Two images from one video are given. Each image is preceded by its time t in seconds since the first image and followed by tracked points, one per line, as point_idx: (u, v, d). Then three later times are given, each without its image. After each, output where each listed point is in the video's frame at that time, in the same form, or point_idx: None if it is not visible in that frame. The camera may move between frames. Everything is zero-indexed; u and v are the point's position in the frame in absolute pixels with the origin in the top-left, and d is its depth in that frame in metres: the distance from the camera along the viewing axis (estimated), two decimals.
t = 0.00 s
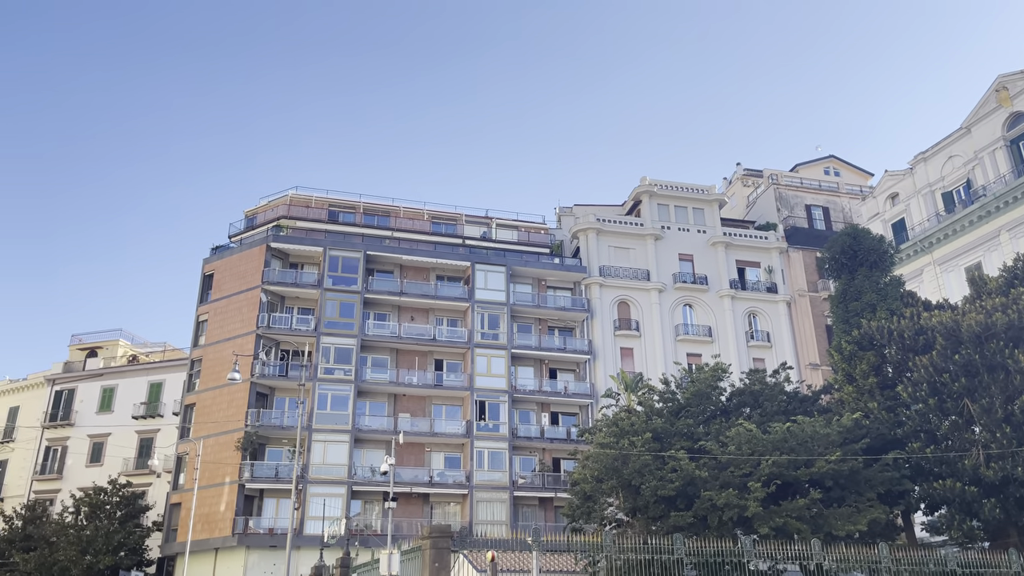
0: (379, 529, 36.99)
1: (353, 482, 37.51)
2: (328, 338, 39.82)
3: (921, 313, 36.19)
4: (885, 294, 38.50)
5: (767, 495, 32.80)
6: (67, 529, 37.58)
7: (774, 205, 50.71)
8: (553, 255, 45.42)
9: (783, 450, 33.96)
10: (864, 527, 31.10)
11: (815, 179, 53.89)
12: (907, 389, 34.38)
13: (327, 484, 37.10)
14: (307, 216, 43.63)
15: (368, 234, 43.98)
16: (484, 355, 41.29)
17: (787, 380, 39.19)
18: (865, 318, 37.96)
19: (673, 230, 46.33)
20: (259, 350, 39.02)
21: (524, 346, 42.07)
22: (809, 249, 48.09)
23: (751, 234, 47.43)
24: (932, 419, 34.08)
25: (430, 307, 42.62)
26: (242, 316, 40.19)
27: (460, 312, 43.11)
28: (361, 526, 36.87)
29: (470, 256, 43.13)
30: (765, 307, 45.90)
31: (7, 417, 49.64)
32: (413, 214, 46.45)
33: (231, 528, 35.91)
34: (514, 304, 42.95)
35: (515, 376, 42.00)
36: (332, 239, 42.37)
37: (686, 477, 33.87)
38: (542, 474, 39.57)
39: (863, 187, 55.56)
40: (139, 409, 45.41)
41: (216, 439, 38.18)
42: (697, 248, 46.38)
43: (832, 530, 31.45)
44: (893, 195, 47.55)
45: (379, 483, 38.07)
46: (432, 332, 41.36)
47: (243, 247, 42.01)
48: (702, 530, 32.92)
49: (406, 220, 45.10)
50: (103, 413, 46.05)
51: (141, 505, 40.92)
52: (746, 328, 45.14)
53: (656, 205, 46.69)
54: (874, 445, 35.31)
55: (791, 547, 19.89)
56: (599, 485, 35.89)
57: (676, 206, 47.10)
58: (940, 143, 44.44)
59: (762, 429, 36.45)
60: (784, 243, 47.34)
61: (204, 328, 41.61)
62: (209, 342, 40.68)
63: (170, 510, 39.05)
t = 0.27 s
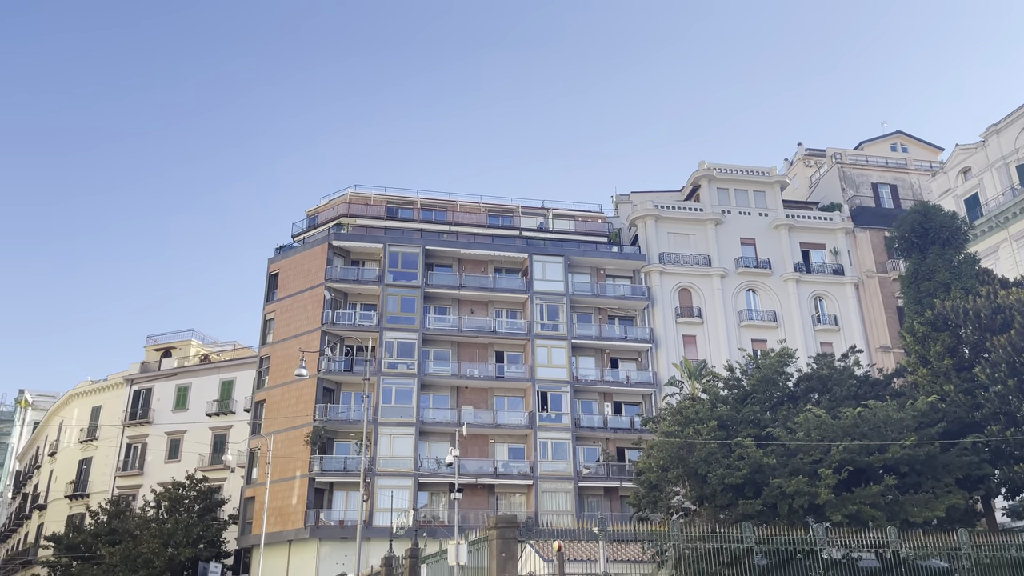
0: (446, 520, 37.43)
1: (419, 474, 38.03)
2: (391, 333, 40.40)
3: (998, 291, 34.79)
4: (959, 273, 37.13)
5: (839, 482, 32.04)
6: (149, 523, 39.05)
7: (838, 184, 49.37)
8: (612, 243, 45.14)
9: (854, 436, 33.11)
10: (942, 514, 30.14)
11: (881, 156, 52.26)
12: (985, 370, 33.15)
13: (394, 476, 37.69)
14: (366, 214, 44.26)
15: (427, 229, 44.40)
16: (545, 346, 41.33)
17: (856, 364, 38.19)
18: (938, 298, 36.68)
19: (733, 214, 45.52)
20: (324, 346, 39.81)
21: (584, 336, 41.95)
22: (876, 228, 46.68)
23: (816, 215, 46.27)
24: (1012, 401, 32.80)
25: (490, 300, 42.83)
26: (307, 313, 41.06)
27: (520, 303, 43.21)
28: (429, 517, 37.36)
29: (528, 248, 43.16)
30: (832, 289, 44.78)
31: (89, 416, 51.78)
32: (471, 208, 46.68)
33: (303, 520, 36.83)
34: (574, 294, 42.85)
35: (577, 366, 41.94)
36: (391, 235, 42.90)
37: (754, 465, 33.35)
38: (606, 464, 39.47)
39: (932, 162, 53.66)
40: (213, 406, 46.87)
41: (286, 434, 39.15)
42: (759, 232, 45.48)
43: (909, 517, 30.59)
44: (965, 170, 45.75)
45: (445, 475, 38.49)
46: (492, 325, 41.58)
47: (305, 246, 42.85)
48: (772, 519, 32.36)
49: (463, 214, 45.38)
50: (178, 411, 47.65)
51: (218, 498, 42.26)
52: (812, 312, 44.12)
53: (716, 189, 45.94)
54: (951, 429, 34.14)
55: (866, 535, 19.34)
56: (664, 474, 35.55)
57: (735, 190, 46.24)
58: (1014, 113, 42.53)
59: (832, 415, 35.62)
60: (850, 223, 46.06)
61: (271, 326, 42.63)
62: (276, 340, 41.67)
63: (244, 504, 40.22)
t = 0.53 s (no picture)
0: (511, 511, 37.62)
1: (482, 465, 38.28)
2: (451, 327, 40.71)
3: None
4: None
5: (913, 468, 31.10)
6: (224, 516, 40.24)
7: (905, 162, 47.78)
8: (670, 230, 44.59)
9: (929, 420, 32.07)
10: None
11: (950, 131, 50.37)
12: None
13: (458, 468, 38.01)
14: (423, 209, 44.65)
15: (483, 222, 44.55)
16: (605, 336, 41.12)
17: (928, 347, 36.97)
18: (1014, 276, 35.20)
19: (796, 196, 44.48)
20: (386, 341, 40.33)
21: (644, 325, 41.58)
22: (947, 206, 45.04)
23: (882, 195, 44.88)
24: None
25: (548, 291, 42.77)
26: (368, 309, 41.65)
27: (579, 293, 43.03)
28: (494, 508, 37.59)
29: (585, 238, 42.93)
30: (901, 271, 43.42)
31: (165, 414, 53.56)
32: (526, 199, 46.65)
33: (371, 512, 37.46)
34: (633, 283, 42.48)
35: (638, 355, 41.59)
36: (449, 229, 43.17)
37: (824, 452, 32.61)
38: (671, 453, 39.12)
39: (1006, 135, 51.48)
40: (281, 402, 47.97)
41: (352, 428, 39.83)
42: (823, 213, 44.35)
43: (988, 503, 29.53)
44: None
45: (508, 466, 38.65)
46: (551, 316, 41.52)
47: (364, 243, 43.46)
48: (844, 507, 31.61)
49: (519, 206, 45.39)
50: (248, 407, 48.93)
51: (289, 492, 43.28)
52: (881, 295, 42.87)
53: (776, 171, 44.93)
54: None
55: (943, 523, 18.66)
56: (730, 462, 35.02)
57: (797, 171, 45.15)
58: None
59: (904, 400, 34.56)
60: (919, 202, 44.54)
61: (334, 323, 43.38)
62: (339, 337, 42.39)
63: (314, 497, 41.11)
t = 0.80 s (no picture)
0: (573, 502, 37.60)
1: (543, 457, 38.32)
2: (508, 319, 40.80)
3: None
4: None
5: (990, 454, 30.03)
6: (292, 509, 41.18)
7: (973, 137, 46.02)
8: (728, 216, 43.86)
9: (1005, 404, 30.93)
10: None
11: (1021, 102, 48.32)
12: None
13: (519, 459, 38.14)
14: (477, 203, 44.83)
15: (537, 214, 44.51)
16: (663, 325, 40.72)
17: (1003, 328, 35.60)
18: None
19: (858, 176, 43.25)
20: (444, 335, 40.64)
21: (704, 313, 41.02)
22: (1019, 181, 43.26)
23: (950, 171, 43.33)
24: None
25: (605, 281, 42.51)
26: (425, 304, 42.02)
27: (636, 283, 42.66)
28: (556, 500, 37.60)
29: (640, 226, 42.52)
30: (972, 250, 41.90)
31: (233, 411, 55.02)
32: (580, 189, 46.41)
33: (434, 504, 37.86)
34: (691, 271, 41.91)
35: (698, 344, 41.06)
36: (503, 222, 43.24)
37: (894, 438, 31.73)
38: (734, 442, 38.55)
39: None
40: (344, 397, 48.79)
41: (413, 422, 40.28)
42: (887, 193, 43.04)
43: None
44: None
45: (569, 457, 38.61)
46: (608, 306, 41.27)
47: (420, 239, 43.84)
48: (917, 494, 30.72)
49: (573, 196, 45.20)
50: (313, 402, 49.94)
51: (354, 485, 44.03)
52: (952, 275, 41.39)
53: (837, 151, 43.76)
54: None
55: None
56: (796, 450, 34.33)
57: (859, 151, 43.90)
58: None
59: (978, 383, 33.37)
60: (989, 177, 42.87)
61: (393, 318, 43.90)
62: (399, 332, 42.88)
63: (379, 489, 41.74)
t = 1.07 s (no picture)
0: (634, 493, 37.39)
1: (602, 448, 38.16)
2: (563, 311, 40.67)
3: None
4: None
5: None
6: (355, 502, 41.86)
7: None
8: (786, 200, 42.95)
9: None
10: None
11: None
12: None
13: (578, 451, 38.04)
14: (529, 195, 44.77)
15: (590, 204, 44.24)
16: (721, 313, 40.12)
17: None
18: None
19: (922, 155, 41.86)
20: (499, 328, 40.72)
21: (763, 300, 40.28)
22: None
23: (1018, 147, 41.65)
24: None
25: (660, 270, 42.06)
26: (480, 297, 42.16)
27: (692, 271, 42.10)
28: (616, 491, 37.42)
29: (695, 213, 41.90)
30: None
31: (296, 406, 56.13)
32: (633, 178, 45.98)
33: (494, 496, 38.06)
34: (748, 257, 41.16)
35: (758, 332, 40.35)
36: (555, 213, 43.09)
37: (967, 425, 30.74)
38: (797, 431, 37.81)
39: None
40: (402, 391, 49.33)
41: (471, 414, 40.51)
42: (953, 171, 41.59)
43: None
44: None
45: (628, 448, 38.39)
46: (664, 295, 40.81)
47: (473, 233, 43.99)
48: (991, 481, 29.71)
49: (626, 185, 44.81)
50: (372, 397, 50.63)
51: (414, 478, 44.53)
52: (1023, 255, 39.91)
53: (899, 130, 42.42)
54: None
55: None
56: (863, 438, 33.48)
57: (921, 129, 42.51)
58: None
59: None
60: None
61: (448, 312, 44.17)
62: (454, 325, 43.12)
63: (439, 482, 42.14)
